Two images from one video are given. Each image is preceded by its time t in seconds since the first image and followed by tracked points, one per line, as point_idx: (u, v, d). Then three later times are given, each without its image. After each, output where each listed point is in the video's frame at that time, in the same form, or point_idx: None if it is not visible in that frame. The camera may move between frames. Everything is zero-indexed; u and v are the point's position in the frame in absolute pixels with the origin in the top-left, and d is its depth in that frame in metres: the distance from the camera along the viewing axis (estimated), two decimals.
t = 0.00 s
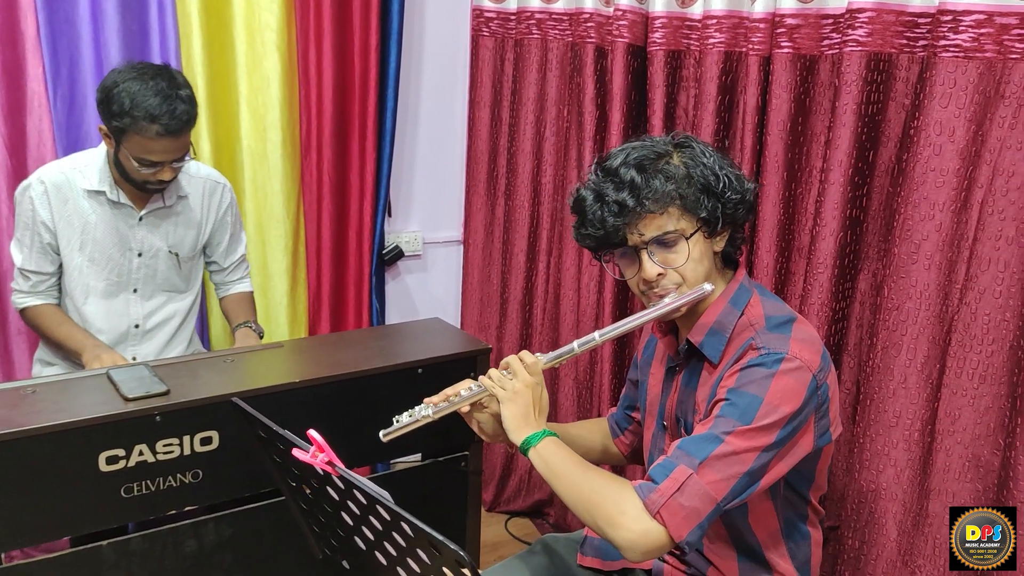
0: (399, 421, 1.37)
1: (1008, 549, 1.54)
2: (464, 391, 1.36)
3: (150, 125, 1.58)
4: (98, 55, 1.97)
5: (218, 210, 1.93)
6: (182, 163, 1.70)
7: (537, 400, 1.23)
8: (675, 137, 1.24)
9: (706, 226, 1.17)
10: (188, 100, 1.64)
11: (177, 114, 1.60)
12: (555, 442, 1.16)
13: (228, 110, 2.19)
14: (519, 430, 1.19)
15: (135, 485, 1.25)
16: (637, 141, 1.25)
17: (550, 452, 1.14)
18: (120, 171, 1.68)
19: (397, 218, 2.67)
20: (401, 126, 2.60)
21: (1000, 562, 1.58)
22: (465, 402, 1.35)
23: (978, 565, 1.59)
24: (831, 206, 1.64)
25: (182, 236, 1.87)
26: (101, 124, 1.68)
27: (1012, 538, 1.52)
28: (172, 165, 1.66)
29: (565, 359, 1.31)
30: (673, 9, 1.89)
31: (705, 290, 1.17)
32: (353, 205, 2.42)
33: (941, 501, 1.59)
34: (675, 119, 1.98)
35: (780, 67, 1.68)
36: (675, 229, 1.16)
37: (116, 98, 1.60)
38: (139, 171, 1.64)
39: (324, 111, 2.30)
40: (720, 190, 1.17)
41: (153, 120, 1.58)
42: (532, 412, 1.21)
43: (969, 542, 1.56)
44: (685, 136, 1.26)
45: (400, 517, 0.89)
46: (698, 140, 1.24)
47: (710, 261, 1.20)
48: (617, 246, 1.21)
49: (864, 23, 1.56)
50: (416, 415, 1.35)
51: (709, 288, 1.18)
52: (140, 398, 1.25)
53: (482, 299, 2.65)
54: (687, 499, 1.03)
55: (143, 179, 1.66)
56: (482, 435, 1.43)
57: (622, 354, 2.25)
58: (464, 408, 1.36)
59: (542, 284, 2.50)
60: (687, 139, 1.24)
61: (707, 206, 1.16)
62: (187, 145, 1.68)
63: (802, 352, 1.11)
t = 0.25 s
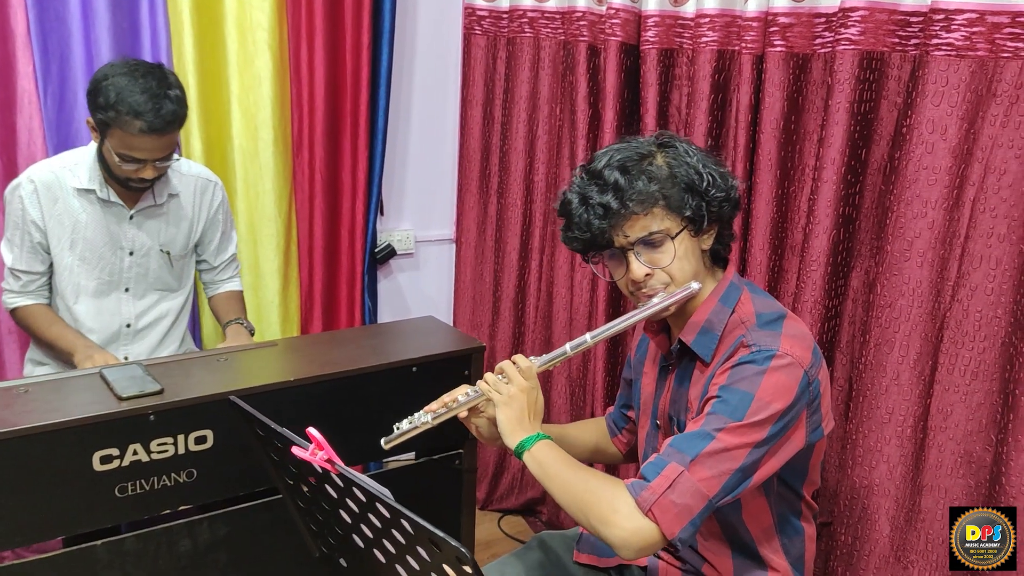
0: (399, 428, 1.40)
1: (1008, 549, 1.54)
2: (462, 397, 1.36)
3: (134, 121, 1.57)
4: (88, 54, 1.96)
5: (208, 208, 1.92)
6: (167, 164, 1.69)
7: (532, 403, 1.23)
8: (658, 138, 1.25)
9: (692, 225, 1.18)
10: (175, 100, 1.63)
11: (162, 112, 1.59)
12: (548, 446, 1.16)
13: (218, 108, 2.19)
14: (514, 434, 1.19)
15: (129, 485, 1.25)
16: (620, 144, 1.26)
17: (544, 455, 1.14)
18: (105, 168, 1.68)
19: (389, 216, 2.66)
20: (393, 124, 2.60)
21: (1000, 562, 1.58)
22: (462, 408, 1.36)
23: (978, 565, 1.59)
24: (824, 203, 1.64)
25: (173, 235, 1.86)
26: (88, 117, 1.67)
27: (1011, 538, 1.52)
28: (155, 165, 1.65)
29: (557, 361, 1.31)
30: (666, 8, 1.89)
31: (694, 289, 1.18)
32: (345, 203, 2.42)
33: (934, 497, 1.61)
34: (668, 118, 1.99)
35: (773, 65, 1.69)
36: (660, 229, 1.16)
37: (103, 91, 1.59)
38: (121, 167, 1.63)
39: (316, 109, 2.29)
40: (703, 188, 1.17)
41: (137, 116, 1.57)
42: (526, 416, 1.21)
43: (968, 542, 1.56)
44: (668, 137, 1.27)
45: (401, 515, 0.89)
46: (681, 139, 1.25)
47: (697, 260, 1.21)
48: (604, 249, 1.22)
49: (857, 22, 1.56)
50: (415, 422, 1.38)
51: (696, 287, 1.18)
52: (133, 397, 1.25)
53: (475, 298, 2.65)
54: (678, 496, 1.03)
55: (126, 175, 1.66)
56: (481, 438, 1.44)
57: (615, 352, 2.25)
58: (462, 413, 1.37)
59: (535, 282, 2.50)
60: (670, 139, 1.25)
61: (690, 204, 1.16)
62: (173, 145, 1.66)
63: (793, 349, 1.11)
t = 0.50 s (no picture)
0: (400, 432, 1.41)
1: (1008, 549, 1.55)
2: (457, 399, 1.37)
3: (134, 121, 1.57)
4: (83, 53, 1.95)
5: (202, 207, 1.92)
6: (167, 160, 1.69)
7: (528, 405, 1.24)
8: (650, 135, 1.25)
9: (679, 221, 1.18)
10: (172, 96, 1.63)
11: (161, 110, 1.59)
12: (545, 446, 1.16)
13: (214, 108, 2.18)
14: (511, 436, 1.20)
15: (126, 484, 1.25)
16: (614, 139, 1.26)
17: (541, 456, 1.15)
18: (103, 167, 1.67)
19: (383, 215, 2.66)
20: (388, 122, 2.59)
21: (1000, 562, 1.59)
22: (459, 411, 1.36)
23: (978, 565, 1.59)
24: (820, 202, 1.65)
25: (167, 233, 1.86)
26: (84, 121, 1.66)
27: (1012, 538, 1.53)
28: (157, 162, 1.65)
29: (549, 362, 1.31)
30: (661, 6, 1.89)
31: (679, 284, 1.17)
32: (340, 202, 2.42)
33: (928, 494, 1.62)
34: (663, 117, 1.99)
35: (768, 64, 1.69)
36: (648, 224, 1.17)
37: (100, 94, 1.58)
38: (124, 168, 1.62)
39: (310, 108, 2.29)
40: (692, 185, 1.18)
41: (137, 116, 1.57)
42: (523, 419, 1.22)
43: (968, 542, 1.56)
44: (662, 134, 1.27)
45: (401, 514, 0.89)
46: (673, 138, 1.25)
47: (685, 257, 1.21)
48: (592, 241, 1.23)
49: (853, 21, 1.57)
50: (413, 427, 1.39)
51: (682, 282, 1.17)
52: (130, 396, 1.25)
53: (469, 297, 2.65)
54: (675, 496, 1.04)
55: (127, 176, 1.65)
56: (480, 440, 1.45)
57: (610, 350, 2.26)
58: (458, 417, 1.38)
59: (530, 281, 2.50)
60: (662, 137, 1.25)
61: (677, 200, 1.16)
62: (172, 142, 1.66)
63: (787, 346, 1.12)
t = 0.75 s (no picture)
0: (396, 437, 1.42)
1: (1008, 549, 1.56)
2: (456, 402, 1.38)
3: (131, 119, 1.57)
4: (78, 53, 1.94)
5: (196, 206, 1.92)
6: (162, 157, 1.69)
7: (526, 406, 1.24)
8: (648, 134, 1.26)
9: (676, 219, 1.18)
10: (167, 92, 1.63)
11: (157, 106, 1.59)
12: (544, 447, 1.17)
13: (209, 106, 2.18)
14: (509, 437, 1.20)
15: (124, 483, 1.25)
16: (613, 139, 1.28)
17: (539, 457, 1.15)
18: (100, 168, 1.66)
19: (379, 214, 2.66)
20: (384, 121, 2.59)
21: (1000, 562, 1.59)
22: (456, 414, 1.37)
23: (977, 564, 1.60)
24: (816, 200, 1.66)
25: (160, 233, 1.85)
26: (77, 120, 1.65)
27: (1012, 538, 1.54)
28: (154, 159, 1.65)
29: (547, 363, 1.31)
30: (657, 5, 1.90)
31: (678, 281, 1.18)
32: (335, 200, 2.41)
33: (923, 491, 1.62)
34: (659, 115, 2.00)
35: (764, 63, 1.70)
36: (644, 222, 1.18)
37: (94, 93, 1.58)
38: (121, 167, 1.62)
39: (306, 107, 2.29)
40: (688, 182, 1.18)
41: (134, 114, 1.57)
42: (521, 420, 1.22)
43: (968, 542, 1.57)
44: (660, 134, 1.28)
45: (399, 510, 0.90)
46: (671, 138, 1.26)
47: (682, 255, 1.21)
48: (589, 241, 1.24)
49: (848, 20, 1.58)
50: (411, 430, 1.39)
51: (680, 280, 1.18)
52: (127, 394, 1.25)
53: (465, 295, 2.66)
54: (674, 495, 1.04)
55: (125, 174, 1.65)
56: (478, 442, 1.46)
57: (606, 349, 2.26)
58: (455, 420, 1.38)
59: (526, 280, 2.50)
60: (659, 137, 1.25)
61: (673, 197, 1.17)
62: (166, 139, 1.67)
63: (784, 344, 1.12)
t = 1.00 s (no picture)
0: (398, 437, 1.43)
1: (1008, 549, 1.55)
2: (457, 403, 1.38)
3: (115, 121, 1.57)
4: (74, 51, 1.94)
5: (191, 205, 1.91)
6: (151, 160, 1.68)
7: (528, 408, 1.24)
8: (637, 135, 1.25)
9: (675, 222, 1.19)
10: (155, 97, 1.62)
11: (142, 110, 1.59)
12: (544, 448, 1.17)
13: (206, 105, 2.17)
14: (510, 438, 1.21)
15: (121, 481, 1.25)
16: (599, 143, 1.26)
17: (539, 456, 1.15)
18: (88, 169, 1.67)
19: (375, 213, 2.66)
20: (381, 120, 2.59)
21: (1000, 562, 1.59)
22: (459, 414, 1.38)
23: (977, 565, 1.60)
24: (812, 199, 1.66)
25: (155, 233, 1.85)
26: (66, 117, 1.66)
27: (1011, 538, 1.54)
28: (140, 163, 1.64)
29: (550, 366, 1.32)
30: (653, 5, 1.90)
31: (683, 286, 1.18)
32: (332, 198, 2.41)
33: (919, 489, 1.63)
34: (656, 115, 2.00)
35: (760, 62, 1.70)
36: (645, 229, 1.18)
37: (82, 92, 1.58)
38: (104, 168, 1.62)
39: (302, 106, 2.29)
40: (684, 184, 1.18)
41: (118, 117, 1.57)
42: (524, 420, 1.23)
43: (968, 542, 1.57)
44: (647, 133, 1.27)
45: (399, 507, 0.90)
46: (661, 137, 1.25)
47: (682, 256, 1.22)
48: (588, 250, 1.23)
49: (844, 20, 1.58)
50: (413, 430, 1.40)
51: (684, 284, 1.19)
52: (124, 393, 1.25)
53: (462, 294, 2.66)
54: (672, 493, 1.04)
55: (109, 176, 1.65)
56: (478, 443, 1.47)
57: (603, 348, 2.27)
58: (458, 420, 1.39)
59: (522, 279, 2.51)
60: (650, 137, 1.25)
61: (671, 202, 1.17)
62: (156, 142, 1.66)
63: (780, 342, 1.13)
